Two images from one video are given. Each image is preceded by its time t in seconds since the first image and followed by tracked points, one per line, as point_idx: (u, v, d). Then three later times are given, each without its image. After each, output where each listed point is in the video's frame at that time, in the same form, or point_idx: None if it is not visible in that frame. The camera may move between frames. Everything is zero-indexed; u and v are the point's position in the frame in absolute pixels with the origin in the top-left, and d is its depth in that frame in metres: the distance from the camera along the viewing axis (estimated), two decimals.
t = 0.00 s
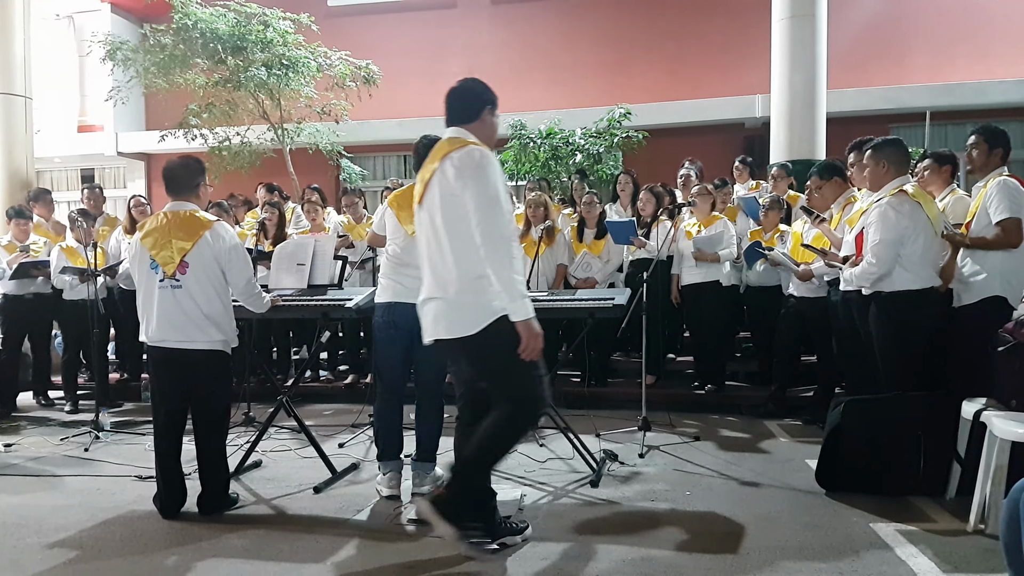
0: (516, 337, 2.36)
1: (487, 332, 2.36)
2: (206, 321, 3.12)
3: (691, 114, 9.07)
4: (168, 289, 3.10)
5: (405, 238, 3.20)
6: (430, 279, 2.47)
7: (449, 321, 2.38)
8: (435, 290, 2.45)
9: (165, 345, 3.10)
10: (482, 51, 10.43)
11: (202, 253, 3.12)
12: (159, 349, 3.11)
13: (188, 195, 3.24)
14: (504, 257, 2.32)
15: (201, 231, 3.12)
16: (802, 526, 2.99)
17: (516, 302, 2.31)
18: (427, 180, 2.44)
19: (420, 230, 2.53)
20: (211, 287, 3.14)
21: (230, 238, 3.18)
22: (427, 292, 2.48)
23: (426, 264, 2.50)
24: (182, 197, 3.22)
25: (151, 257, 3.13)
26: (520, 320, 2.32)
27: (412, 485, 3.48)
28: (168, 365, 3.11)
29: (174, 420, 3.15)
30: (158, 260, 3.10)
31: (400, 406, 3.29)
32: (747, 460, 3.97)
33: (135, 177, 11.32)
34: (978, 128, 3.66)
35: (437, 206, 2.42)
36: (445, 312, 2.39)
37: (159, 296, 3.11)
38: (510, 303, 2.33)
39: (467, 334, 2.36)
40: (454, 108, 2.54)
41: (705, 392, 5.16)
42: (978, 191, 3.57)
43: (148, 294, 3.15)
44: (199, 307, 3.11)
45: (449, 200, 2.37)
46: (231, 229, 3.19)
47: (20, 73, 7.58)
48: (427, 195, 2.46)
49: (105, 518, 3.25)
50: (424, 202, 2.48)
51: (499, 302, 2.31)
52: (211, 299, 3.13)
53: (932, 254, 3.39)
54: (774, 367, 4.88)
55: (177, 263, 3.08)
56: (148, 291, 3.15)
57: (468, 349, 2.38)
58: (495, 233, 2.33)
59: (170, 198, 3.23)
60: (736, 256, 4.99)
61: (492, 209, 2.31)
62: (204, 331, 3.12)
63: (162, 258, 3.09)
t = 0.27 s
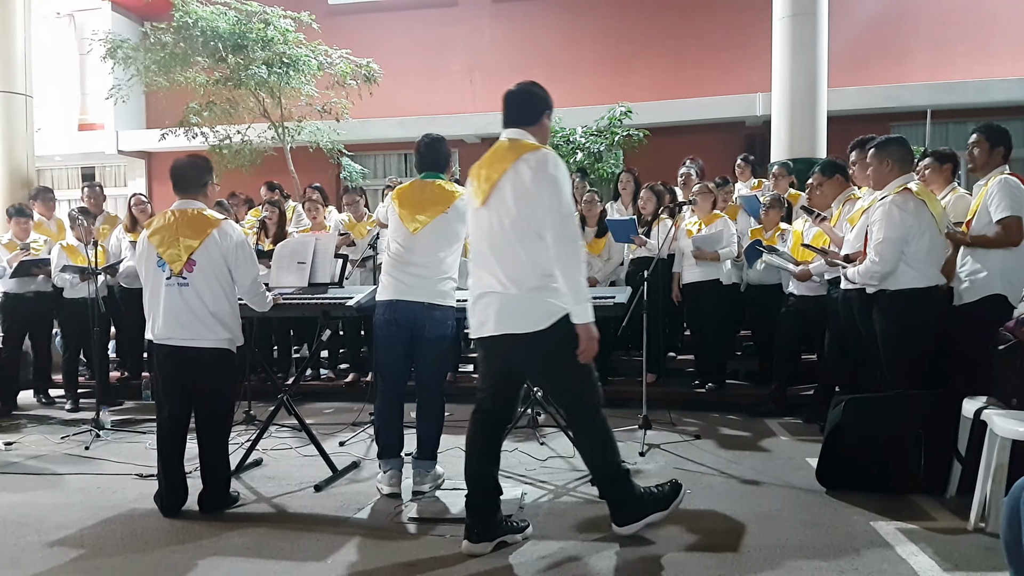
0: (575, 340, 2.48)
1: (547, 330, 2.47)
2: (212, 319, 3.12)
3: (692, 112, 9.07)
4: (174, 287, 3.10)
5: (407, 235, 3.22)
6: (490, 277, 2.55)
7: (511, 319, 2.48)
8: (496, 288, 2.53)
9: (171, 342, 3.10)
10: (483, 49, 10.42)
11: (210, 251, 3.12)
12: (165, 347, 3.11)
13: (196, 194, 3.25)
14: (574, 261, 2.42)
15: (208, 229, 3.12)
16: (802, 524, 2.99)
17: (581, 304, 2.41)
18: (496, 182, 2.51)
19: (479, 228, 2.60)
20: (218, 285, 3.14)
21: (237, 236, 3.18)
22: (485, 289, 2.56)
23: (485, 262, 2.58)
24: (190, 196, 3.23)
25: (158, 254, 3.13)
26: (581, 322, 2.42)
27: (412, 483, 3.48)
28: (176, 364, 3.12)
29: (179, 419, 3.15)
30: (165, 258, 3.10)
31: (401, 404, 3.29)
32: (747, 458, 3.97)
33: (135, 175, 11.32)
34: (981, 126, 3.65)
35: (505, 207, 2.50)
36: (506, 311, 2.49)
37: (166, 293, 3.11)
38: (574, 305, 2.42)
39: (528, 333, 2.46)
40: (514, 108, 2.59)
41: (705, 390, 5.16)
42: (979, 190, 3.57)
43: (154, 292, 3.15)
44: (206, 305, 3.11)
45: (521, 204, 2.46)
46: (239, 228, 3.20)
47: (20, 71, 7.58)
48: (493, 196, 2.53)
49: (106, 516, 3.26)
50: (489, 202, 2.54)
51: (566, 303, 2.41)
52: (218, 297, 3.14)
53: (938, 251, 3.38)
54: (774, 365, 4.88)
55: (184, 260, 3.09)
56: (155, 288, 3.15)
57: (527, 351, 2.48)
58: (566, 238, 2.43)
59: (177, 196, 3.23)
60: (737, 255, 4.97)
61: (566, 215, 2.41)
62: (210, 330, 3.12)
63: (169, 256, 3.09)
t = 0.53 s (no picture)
0: (642, 334, 2.60)
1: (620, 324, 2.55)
2: (214, 316, 3.13)
3: (693, 112, 9.06)
4: (177, 283, 3.10)
5: (408, 233, 3.23)
6: (563, 275, 2.58)
7: (588, 313, 2.53)
8: (569, 284, 2.57)
9: (173, 339, 3.10)
10: (485, 47, 10.42)
11: (213, 248, 3.13)
12: (167, 343, 3.12)
13: (200, 191, 3.25)
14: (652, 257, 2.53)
15: (212, 226, 3.13)
16: (801, 524, 3.00)
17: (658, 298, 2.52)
18: (573, 182, 2.57)
19: (547, 225, 2.63)
20: (221, 282, 3.14)
21: (241, 234, 3.18)
22: (556, 287, 2.59)
23: (553, 260, 2.61)
24: (194, 192, 3.23)
25: (162, 251, 3.13)
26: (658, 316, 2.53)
27: (411, 481, 3.48)
28: (177, 361, 3.12)
29: (179, 417, 3.15)
30: (169, 254, 3.11)
31: (401, 403, 3.29)
32: (746, 458, 3.97)
33: (136, 172, 11.31)
34: (981, 127, 3.65)
35: (582, 207, 2.56)
36: (583, 307, 2.54)
37: (169, 290, 3.11)
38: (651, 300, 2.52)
39: (603, 330, 2.54)
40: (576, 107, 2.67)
41: (706, 390, 5.15)
42: (980, 190, 3.57)
43: (158, 288, 3.16)
44: (208, 302, 3.12)
45: (601, 204, 2.54)
46: (243, 225, 3.20)
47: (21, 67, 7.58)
48: (568, 195, 2.58)
49: (106, 512, 3.26)
50: (563, 201, 2.58)
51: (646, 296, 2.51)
52: (220, 294, 3.15)
53: (940, 254, 3.38)
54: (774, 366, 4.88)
55: (187, 257, 3.09)
56: (158, 285, 3.16)
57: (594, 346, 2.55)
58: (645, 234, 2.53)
59: (181, 193, 3.23)
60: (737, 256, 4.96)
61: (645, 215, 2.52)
62: (213, 327, 3.13)
63: (172, 253, 3.10)
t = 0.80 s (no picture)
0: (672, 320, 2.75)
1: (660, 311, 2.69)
2: (209, 317, 3.12)
3: (688, 110, 9.07)
4: (171, 283, 3.09)
5: (405, 232, 3.23)
6: (604, 266, 2.70)
7: (633, 300, 2.66)
8: (613, 272, 2.69)
9: (168, 340, 3.09)
10: (479, 45, 10.40)
11: (208, 248, 3.12)
12: (162, 344, 3.10)
13: (195, 191, 3.24)
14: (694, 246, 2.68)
15: (207, 226, 3.12)
16: (797, 520, 3.01)
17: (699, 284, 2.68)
18: (616, 176, 2.69)
19: (588, 218, 2.75)
20: (216, 282, 3.13)
21: (236, 234, 3.17)
22: (598, 277, 2.71)
23: (594, 251, 2.73)
24: (189, 192, 3.22)
25: (156, 251, 3.12)
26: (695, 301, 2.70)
27: (408, 481, 3.47)
28: (171, 361, 3.10)
29: (174, 418, 3.15)
30: (163, 254, 3.09)
31: (398, 402, 3.28)
32: (742, 454, 3.98)
33: (129, 172, 11.26)
34: (975, 124, 3.66)
35: (625, 200, 2.68)
36: (624, 298, 2.67)
37: (163, 290, 3.10)
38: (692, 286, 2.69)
39: (642, 319, 2.67)
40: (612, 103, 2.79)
41: (702, 386, 5.19)
42: (973, 187, 3.58)
43: (152, 289, 3.14)
44: (203, 302, 3.11)
45: (643, 198, 2.67)
46: (238, 225, 3.19)
47: (13, 66, 7.54)
48: (611, 189, 2.70)
49: (101, 514, 3.25)
50: (606, 194, 2.70)
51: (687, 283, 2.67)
52: (216, 295, 3.14)
53: (934, 250, 3.39)
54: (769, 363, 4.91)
55: (182, 257, 3.08)
56: (152, 285, 3.15)
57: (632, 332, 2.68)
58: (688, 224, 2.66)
59: (176, 192, 3.22)
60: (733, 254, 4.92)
61: (684, 210, 2.64)
62: (208, 327, 3.12)
63: (167, 253, 3.08)
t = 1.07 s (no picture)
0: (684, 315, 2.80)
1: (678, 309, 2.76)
2: (203, 320, 3.11)
3: (680, 107, 9.09)
4: (164, 287, 3.08)
5: (398, 233, 3.22)
6: (624, 265, 2.75)
7: (654, 299, 2.72)
8: (634, 272, 2.73)
9: (161, 344, 3.08)
10: (470, 44, 10.39)
11: (200, 250, 3.11)
12: (155, 348, 3.09)
13: (186, 193, 3.23)
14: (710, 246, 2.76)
15: (199, 229, 3.11)
16: (793, 515, 3.02)
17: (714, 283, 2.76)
18: (634, 177, 2.73)
19: (607, 219, 2.79)
20: (208, 285, 3.13)
21: (228, 236, 3.16)
22: (619, 276, 2.75)
23: (613, 251, 2.78)
24: (180, 195, 3.21)
25: (148, 255, 3.11)
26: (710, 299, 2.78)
27: (405, 481, 3.47)
28: (165, 365, 3.09)
29: (169, 422, 3.14)
30: (155, 258, 3.08)
31: (394, 402, 3.29)
32: (738, 450, 3.99)
33: (121, 175, 11.22)
34: (965, 118, 3.67)
35: (644, 201, 2.73)
36: (645, 296, 2.72)
37: (155, 294, 3.09)
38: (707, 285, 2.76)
39: (663, 318, 2.73)
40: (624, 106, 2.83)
41: (696, 383, 5.21)
42: (964, 180, 3.60)
43: (144, 292, 3.13)
44: (196, 305, 3.10)
45: (661, 199, 2.72)
46: (230, 227, 3.18)
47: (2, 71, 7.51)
48: (630, 189, 2.74)
49: (96, 519, 3.24)
50: (625, 195, 2.74)
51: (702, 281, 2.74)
52: (208, 298, 3.13)
53: (925, 244, 3.41)
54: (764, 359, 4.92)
55: (173, 261, 3.07)
56: (144, 289, 3.14)
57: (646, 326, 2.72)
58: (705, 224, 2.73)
59: (166, 195, 3.21)
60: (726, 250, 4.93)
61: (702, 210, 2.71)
62: (201, 330, 3.11)
63: (159, 256, 3.07)
